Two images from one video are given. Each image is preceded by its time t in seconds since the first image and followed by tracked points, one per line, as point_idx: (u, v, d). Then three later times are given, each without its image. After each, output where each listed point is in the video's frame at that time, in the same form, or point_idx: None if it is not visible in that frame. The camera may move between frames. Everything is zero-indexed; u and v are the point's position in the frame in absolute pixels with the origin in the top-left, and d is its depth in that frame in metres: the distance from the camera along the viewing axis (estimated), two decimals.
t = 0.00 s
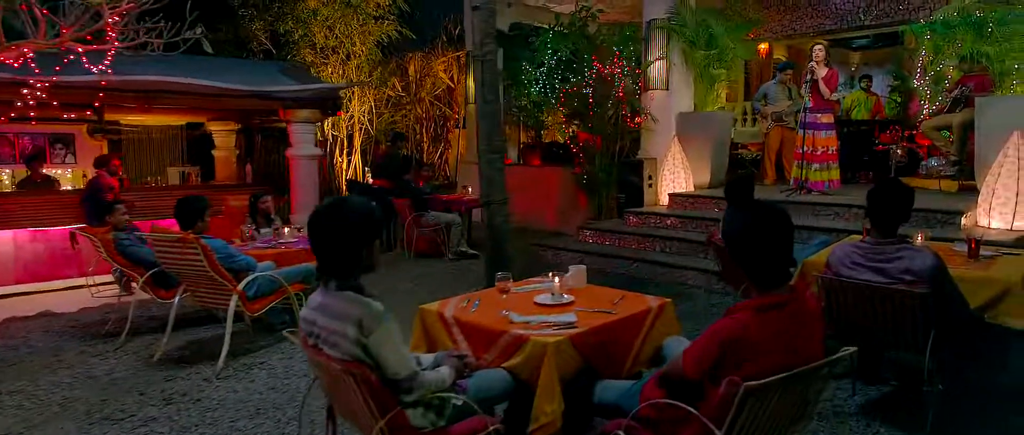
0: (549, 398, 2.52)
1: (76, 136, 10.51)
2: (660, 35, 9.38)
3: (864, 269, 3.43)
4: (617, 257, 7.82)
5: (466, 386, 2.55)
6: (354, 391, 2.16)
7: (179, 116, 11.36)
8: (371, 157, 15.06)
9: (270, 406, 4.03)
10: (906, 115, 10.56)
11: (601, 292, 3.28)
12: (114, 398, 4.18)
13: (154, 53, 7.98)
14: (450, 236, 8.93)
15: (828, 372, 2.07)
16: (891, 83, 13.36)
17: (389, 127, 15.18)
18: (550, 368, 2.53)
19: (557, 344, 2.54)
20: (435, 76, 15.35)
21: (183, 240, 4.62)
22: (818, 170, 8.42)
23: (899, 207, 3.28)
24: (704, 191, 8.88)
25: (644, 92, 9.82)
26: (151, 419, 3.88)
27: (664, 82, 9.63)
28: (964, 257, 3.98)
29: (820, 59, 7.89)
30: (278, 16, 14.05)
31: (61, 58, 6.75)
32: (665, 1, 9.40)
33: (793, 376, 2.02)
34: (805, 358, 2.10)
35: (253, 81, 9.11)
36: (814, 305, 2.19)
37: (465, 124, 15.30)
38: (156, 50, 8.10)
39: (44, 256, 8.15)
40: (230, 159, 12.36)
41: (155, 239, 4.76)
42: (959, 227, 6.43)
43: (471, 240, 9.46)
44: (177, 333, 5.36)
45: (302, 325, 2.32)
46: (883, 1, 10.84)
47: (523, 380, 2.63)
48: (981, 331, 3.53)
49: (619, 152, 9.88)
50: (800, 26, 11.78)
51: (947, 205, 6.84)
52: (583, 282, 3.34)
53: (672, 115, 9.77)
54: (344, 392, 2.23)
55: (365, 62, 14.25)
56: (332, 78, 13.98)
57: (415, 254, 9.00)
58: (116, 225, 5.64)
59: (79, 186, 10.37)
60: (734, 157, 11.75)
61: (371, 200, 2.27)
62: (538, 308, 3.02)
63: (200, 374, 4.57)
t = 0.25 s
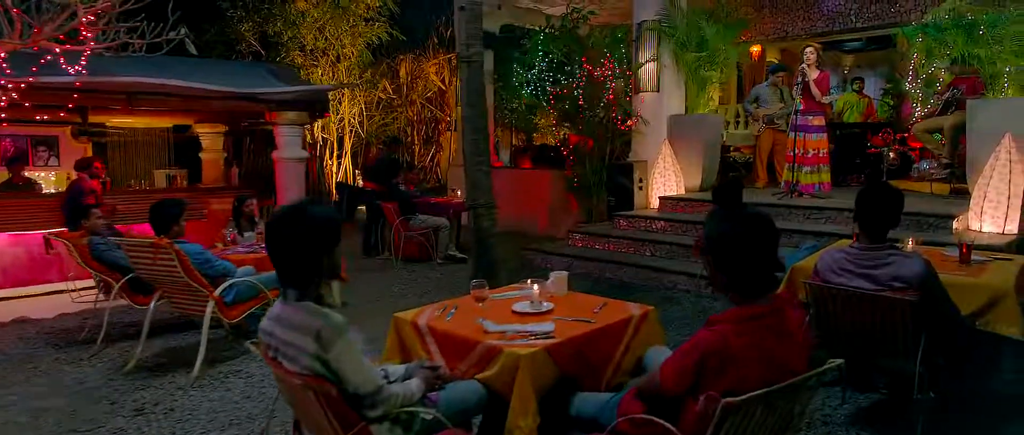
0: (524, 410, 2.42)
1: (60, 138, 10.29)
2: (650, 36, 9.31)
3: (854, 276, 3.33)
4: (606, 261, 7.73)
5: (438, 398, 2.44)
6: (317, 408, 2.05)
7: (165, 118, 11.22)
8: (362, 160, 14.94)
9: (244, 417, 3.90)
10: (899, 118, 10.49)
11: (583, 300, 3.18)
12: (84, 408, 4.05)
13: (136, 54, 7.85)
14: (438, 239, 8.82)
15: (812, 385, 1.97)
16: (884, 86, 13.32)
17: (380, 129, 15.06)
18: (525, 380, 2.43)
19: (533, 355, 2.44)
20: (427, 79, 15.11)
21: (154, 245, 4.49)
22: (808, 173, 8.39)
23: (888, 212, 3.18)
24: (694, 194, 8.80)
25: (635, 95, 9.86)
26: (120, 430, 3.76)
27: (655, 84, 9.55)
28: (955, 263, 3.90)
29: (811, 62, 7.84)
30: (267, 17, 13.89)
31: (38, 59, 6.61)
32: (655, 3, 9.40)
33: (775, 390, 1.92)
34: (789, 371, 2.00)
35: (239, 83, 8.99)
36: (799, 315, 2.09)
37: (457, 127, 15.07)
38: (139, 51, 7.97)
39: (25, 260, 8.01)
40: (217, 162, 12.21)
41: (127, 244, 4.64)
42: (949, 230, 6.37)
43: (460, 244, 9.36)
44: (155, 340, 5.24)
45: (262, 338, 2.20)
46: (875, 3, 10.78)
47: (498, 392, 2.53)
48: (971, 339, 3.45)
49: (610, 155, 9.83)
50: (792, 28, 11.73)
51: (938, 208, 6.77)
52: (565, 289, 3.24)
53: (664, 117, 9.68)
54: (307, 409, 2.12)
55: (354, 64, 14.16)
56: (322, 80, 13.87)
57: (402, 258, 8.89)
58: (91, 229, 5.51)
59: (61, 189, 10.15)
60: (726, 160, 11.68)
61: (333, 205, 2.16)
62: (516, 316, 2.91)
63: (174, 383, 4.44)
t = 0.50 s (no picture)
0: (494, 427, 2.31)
1: (43, 141, 10.07)
2: (640, 38, 9.24)
3: (841, 283, 3.22)
4: (595, 266, 7.63)
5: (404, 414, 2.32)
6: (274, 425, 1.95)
7: (150, 121, 11.06)
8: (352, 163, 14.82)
9: (214, 429, 3.77)
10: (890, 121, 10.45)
11: (563, 308, 3.06)
12: (48, 421, 3.91)
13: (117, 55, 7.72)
14: (425, 244, 8.70)
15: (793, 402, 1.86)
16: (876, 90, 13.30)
17: (370, 132, 14.94)
18: (495, 394, 2.32)
19: (503, 368, 2.33)
20: (417, 82, 14.86)
21: (125, 251, 4.36)
22: (799, 176, 8.34)
23: (875, 217, 3.08)
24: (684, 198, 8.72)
25: (624, 98, 9.80)
26: None
27: (645, 87, 9.44)
28: (946, 268, 3.80)
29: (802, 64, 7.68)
30: (255, 19, 13.72)
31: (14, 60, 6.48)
32: (644, 5, 9.26)
33: (754, 409, 1.80)
34: (770, 387, 1.88)
35: (223, 85, 8.87)
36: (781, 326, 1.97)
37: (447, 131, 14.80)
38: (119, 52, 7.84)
39: None
40: (204, 165, 12.06)
41: (98, 250, 4.51)
42: (941, 235, 6.29)
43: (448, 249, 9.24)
44: (128, 348, 5.09)
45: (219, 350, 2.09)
46: (866, 7, 10.75)
47: (468, 407, 2.41)
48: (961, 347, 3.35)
49: (599, 158, 9.87)
50: (783, 32, 11.71)
51: (929, 212, 6.69)
52: (544, 298, 3.13)
53: (654, 121, 9.59)
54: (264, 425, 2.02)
55: (343, 67, 14.06)
56: (312, 82, 13.85)
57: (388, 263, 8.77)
58: (61, 234, 5.36)
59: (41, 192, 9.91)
60: (717, 163, 11.63)
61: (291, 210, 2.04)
62: (491, 326, 2.80)
63: (145, 393, 4.30)
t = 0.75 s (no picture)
0: None
1: (23, 141, 9.92)
2: (630, 39, 9.20)
3: (829, 289, 3.10)
4: (584, 270, 7.51)
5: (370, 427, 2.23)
6: None
7: (135, 123, 10.91)
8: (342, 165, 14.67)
9: None
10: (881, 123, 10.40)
11: (541, 316, 2.98)
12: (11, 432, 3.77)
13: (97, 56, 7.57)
14: (412, 247, 8.59)
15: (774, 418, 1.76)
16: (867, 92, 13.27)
17: (360, 134, 14.79)
18: (465, 407, 2.22)
19: (474, 380, 2.24)
20: (408, 83, 14.71)
21: (95, 255, 4.22)
22: (790, 179, 8.26)
23: (866, 221, 2.97)
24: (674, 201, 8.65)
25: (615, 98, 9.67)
26: None
27: (634, 89, 9.41)
28: (936, 273, 3.72)
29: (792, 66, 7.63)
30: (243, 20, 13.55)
31: None
32: (634, 5, 9.20)
33: (732, 426, 1.71)
34: (749, 403, 1.79)
35: (208, 86, 8.74)
36: (762, 338, 1.87)
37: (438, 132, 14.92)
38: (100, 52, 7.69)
39: None
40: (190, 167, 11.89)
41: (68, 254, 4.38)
42: (933, 238, 6.21)
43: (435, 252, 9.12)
44: (101, 356, 4.95)
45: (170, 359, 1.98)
46: (858, 8, 10.68)
47: (439, 421, 2.30)
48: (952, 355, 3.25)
49: (590, 160, 9.74)
50: (774, 33, 11.67)
51: (919, 215, 6.63)
52: (523, 305, 3.05)
53: (644, 123, 9.55)
54: None
55: (332, 68, 13.93)
56: (300, 83, 13.71)
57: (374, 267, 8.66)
58: (35, 239, 5.22)
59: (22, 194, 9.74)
60: (709, 166, 11.54)
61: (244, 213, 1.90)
62: (465, 335, 2.69)
63: (114, 403, 4.17)
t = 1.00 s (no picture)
0: None
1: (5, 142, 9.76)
2: (621, 40, 9.11)
3: (816, 296, 2.99)
4: (573, 273, 7.41)
5: None
6: None
7: (120, 124, 10.76)
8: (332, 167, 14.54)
9: None
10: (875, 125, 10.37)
11: (520, 323, 2.87)
12: None
13: (77, 55, 7.43)
14: (400, 250, 8.48)
15: None
16: (860, 94, 13.25)
17: (350, 136, 14.66)
18: (434, 421, 2.12)
19: (444, 392, 2.14)
20: (399, 85, 14.60)
21: (65, 259, 4.12)
22: (781, 181, 8.13)
23: (854, 224, 2.87)
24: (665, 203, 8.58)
25: (606, 100, 9.59)
26: None
27: (625, 91, 9.30)
28: (927, 278, 3.64)
29: (783, 68, 7.60)
30: (231, 20, 13.38)
31: None
32: (625, 6, 9.10)
33: None
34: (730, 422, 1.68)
35: (192, 86, 8.61)
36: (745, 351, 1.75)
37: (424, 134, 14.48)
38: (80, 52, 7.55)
39: None
40: (177, 169, 11.74)
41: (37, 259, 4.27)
42: (925, 241, 6.10)
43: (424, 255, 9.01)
44: (74, 363, 4.81)
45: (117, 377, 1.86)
46: (850, 9, 10.64)
47: None
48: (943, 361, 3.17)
49: (581, 162, 9.68)
50: (767, 34, 11.60)
51: (911, 218, 6.56)
52: (502, 312, 2.95)
53: (634, 124, 9.44)
54: None
55: (322, 69, 13.82)
56: (290, 84, 13.60)
57: (362, 270, 8.54)
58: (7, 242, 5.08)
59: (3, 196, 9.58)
60: (701, 168, 11.46)
61: (198, 222, 1.84)
62: (440, 345, 2.58)
63: (85, 413, 4.04)
